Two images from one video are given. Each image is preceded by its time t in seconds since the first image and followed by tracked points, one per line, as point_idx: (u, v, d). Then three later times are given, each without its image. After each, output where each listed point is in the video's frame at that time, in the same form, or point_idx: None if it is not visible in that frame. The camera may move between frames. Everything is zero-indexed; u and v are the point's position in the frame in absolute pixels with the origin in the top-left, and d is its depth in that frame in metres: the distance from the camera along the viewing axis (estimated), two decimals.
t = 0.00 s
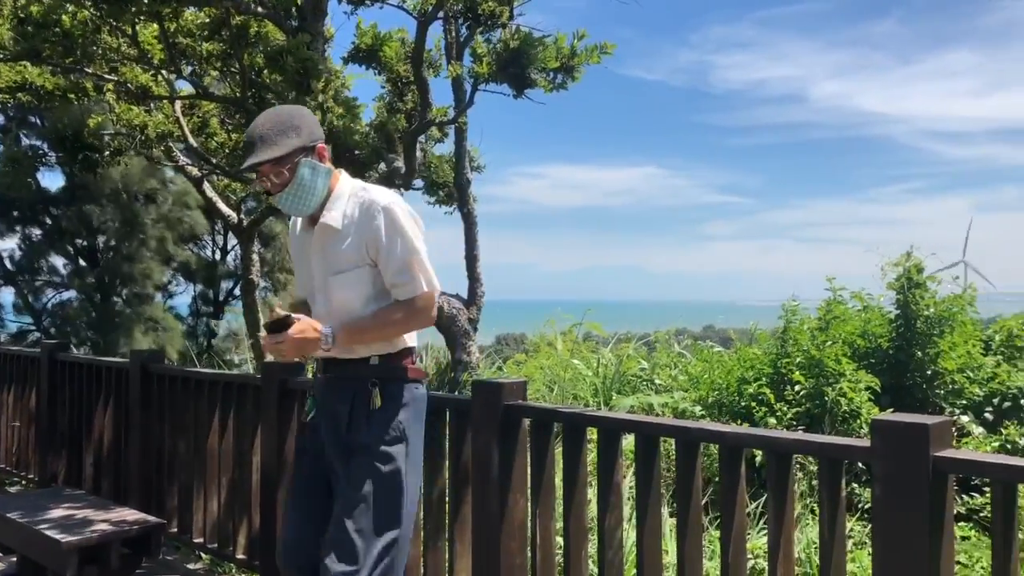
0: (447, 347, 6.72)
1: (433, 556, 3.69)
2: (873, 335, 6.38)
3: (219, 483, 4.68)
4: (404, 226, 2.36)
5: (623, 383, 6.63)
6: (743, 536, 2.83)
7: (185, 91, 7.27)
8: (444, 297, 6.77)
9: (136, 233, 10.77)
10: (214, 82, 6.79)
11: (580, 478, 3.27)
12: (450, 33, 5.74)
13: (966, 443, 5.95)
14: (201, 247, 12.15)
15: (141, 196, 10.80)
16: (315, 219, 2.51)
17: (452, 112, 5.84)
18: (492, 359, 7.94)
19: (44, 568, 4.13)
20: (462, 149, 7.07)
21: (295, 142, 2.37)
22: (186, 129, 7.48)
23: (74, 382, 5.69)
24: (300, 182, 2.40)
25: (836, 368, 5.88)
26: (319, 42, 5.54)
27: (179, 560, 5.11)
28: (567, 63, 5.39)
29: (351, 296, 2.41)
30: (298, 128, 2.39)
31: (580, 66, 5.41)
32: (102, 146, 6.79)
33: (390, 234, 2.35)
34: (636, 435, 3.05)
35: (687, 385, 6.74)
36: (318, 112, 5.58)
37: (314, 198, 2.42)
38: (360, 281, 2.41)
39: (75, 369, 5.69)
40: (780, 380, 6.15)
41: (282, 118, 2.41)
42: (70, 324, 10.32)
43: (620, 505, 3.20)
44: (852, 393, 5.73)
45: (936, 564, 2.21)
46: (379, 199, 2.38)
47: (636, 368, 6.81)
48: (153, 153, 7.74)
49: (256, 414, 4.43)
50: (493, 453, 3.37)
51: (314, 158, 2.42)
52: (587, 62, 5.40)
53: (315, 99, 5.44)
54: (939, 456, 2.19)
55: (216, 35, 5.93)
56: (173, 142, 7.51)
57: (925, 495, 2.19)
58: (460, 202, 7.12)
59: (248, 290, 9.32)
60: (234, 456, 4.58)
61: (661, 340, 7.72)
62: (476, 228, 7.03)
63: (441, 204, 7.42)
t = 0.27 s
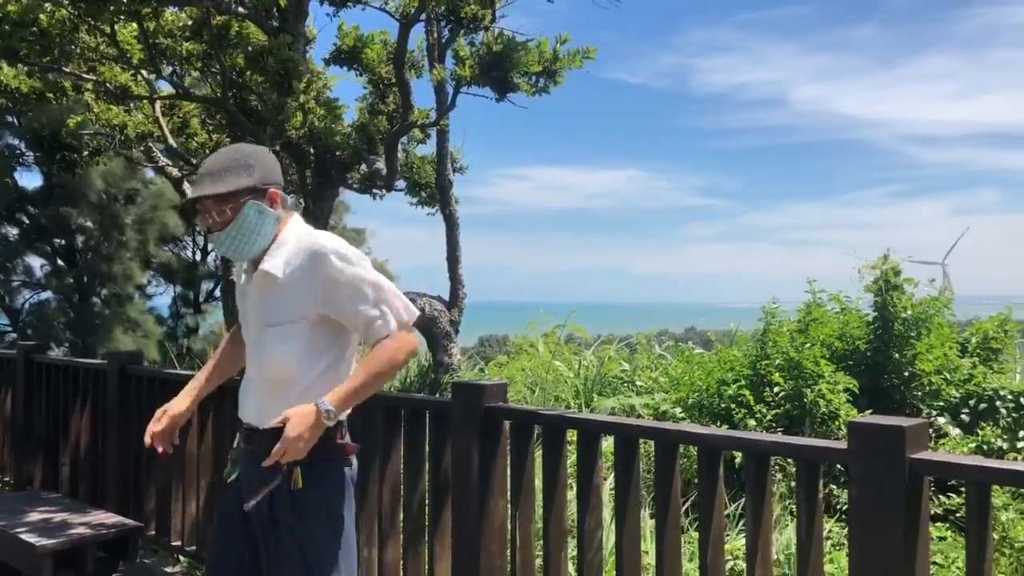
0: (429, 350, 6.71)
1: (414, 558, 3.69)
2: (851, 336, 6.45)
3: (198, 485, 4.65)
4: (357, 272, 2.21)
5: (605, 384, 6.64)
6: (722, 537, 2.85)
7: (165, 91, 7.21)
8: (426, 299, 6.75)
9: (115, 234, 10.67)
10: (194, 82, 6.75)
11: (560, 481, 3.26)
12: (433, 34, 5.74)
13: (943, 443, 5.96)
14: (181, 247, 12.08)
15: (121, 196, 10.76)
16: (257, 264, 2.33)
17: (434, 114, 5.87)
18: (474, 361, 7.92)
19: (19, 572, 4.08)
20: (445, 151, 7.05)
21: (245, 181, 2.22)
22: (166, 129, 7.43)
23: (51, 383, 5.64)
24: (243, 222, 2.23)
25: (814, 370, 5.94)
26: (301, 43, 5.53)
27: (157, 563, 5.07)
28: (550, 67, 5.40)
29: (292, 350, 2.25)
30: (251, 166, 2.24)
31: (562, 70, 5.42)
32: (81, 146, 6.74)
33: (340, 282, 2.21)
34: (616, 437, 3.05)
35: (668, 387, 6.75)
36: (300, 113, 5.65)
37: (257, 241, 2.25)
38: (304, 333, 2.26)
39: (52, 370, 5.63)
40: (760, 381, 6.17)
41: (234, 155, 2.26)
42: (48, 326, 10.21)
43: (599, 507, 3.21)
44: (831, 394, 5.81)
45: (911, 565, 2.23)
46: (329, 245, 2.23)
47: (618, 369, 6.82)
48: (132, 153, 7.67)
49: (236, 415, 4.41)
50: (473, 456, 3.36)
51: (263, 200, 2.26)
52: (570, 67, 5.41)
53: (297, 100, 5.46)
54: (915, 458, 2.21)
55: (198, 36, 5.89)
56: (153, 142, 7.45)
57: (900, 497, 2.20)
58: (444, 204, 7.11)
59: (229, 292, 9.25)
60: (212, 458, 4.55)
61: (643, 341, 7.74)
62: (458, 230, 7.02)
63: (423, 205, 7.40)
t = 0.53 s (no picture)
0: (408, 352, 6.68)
1: (390, 563, 3.68)
2: (828, 340, 6.46)
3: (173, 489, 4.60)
4: (263, 437, 2.00)
5: (584, 387, 6.64)
6: (698, 543, 2.85)
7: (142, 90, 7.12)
8: (405, 301, 6.71)
9: (91, 235, 10.49)
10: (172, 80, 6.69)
11: (537, 486, 3.26)
12: (414, 36, 5.72)
13: (918, 447, 5.97)
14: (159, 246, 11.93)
15: (98, 196, 10.62)
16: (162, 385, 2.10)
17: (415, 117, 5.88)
18: (453, 364, 7.90)
19: None
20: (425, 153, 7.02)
21: (174, 296, 2.02)
22: (143, 127, 7.35)
23: (24, 384, 5.56)
24: (157, 335, 2.03)
25: (792, 375, 5.97)
26: (280, 43, 5.49)
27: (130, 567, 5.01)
28: (531, 72, 5.41)
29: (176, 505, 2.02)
30: (189, 280, 2.05)
31: (543, 75, 5.42)
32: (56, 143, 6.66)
33: (239, 449, 1.99)
34: (592, 441, 3.05)
35: (648, 390, 6.76)
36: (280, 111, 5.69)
37: (166, 363, 2.03)
38: (189, 492, 2.03)
39: (25, 371, 5.55)
40: (739, 385, 6.19)
41: (172, 262, 2.06)
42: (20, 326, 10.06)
43: (576, 512, 3.20)
44: (809, 399, 5.81)
45: (886, 572, 2.24)
46: (241, 397, 2.02)
47: (597, 372, 6.82)
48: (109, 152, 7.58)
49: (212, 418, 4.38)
50: (450, 460, 3.35)
51: (186, 322, 2.06)
52: (551, 72, 5.41)
53: (276, 99, 5.45)
54: (890, 464, 2.22)
55: (176, 34, 5.83)
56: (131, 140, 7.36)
57: (875, 502, 2.21)
58: (423, 206, 7.10)
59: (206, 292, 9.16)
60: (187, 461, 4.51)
61: (623, 344, 7.74)
62: (437, 232, 7.00)
63: (402, 207, 7.37)
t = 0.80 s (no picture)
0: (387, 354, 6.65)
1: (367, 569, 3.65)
2: (806, 347, 6.50)
3: (149, 492, 4.56)
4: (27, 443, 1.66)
5: (564, 391, 6.65)
6: (676, 552, 2.84)
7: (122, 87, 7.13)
8: (385, 303, 6.66)
9: (68, 233, 10.44)
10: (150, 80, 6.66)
11: (516, 492, 3.26)
12: (396, 38, 5.70)
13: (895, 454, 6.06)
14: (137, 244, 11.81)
15: (76, 195, 10.44)
16: None
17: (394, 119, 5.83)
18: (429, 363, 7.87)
19: None
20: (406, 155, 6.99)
21: None
22: (121, 126, 7.27)
23: None
24: None
25: (770, 380, 6.01)
26: (260, 44, 5.46)
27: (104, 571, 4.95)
28: (512, 77, 5.40)
29: None
30: None
31: (525, 79, 5.43)
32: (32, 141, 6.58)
33: None
34: (571, 448, 3.04)
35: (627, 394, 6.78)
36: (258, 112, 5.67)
37: None
38: None
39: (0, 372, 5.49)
40: (717, 390, 6.20)
41: None
42: None
43: (553, 520, 3.19)
44: (786, 404, 5.87)
45: None
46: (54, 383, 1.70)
47: (576, 376, 6.83)
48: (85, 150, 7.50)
49: (188, 421, 4.34)
50: (429, 466, 3.34)
51: None
52: (532, 77, 5.41)
53: (255, 99, 5.43)
54: (868, 475, 2.23)
55: (154, 33, 5.79)
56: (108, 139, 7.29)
57: (850, 515, 2.22)
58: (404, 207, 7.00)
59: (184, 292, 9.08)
60: (164, 463, 4.48)
61: (602, 348, 7.75)
62: (418, 234, 6.98)
63: (383, 208, 7.34)
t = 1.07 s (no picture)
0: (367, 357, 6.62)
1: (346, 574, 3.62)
2: (787, 353, 6.52)
3: (125, 494, 4.51)
4: None
5: (545, 395, 6.66)
6: (656, 561, 2.83)
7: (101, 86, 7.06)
8: (366, 305, 6.62)
9: (46, 232, 10.30)
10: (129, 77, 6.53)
11: (497, 499, 3.24)
12: (378, 38, 5.66)
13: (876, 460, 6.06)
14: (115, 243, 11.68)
15: (54, 194, 10.32)
16: None
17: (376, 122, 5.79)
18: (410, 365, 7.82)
19: None
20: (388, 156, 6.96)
21: None
22: (100, 125, 7.19)
23: None
24: None
25: (751, 386, 5.97)
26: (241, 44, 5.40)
27: None
28: (494, 78, 5.38)
29: None
30: None
31: (507, 82, 5.41)
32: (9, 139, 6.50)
33: None
34: (551, 456, 3.04)
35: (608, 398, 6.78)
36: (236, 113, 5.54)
37: None
38: None
39: None
40: (699, 396, 6.21)
41: None
42: None
43: (534, 528, 3.16)
44: (768, 410, 5.82)
45: None
46: None
47: (558, 379, 6.84)
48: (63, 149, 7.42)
49: (165, 423, 4.30)
50: (409, 472, 3.32)
51: None
52: (514, 79, 5.39)
53: (234, 100, 5.38)
54: (849, 486, 2.22)
55: (133, 32, 5.71)
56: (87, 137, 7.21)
57: (831, 526, 2.22)
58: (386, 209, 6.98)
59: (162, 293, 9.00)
60: (140, 466, 4.43)
61: (583, 352, 7.74)
62: (399, 237, 6.95)
63: (364, 210, 7.30)
